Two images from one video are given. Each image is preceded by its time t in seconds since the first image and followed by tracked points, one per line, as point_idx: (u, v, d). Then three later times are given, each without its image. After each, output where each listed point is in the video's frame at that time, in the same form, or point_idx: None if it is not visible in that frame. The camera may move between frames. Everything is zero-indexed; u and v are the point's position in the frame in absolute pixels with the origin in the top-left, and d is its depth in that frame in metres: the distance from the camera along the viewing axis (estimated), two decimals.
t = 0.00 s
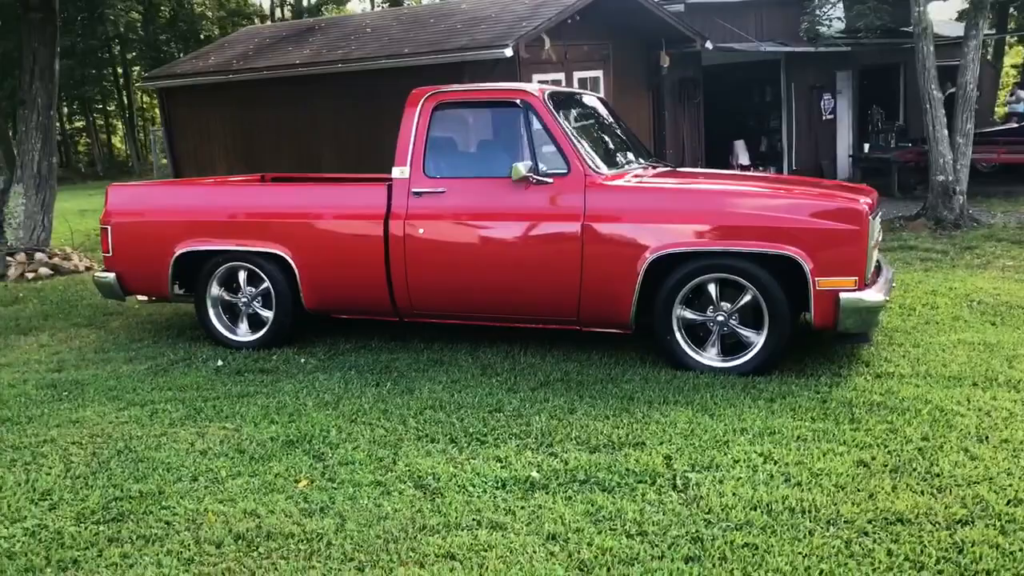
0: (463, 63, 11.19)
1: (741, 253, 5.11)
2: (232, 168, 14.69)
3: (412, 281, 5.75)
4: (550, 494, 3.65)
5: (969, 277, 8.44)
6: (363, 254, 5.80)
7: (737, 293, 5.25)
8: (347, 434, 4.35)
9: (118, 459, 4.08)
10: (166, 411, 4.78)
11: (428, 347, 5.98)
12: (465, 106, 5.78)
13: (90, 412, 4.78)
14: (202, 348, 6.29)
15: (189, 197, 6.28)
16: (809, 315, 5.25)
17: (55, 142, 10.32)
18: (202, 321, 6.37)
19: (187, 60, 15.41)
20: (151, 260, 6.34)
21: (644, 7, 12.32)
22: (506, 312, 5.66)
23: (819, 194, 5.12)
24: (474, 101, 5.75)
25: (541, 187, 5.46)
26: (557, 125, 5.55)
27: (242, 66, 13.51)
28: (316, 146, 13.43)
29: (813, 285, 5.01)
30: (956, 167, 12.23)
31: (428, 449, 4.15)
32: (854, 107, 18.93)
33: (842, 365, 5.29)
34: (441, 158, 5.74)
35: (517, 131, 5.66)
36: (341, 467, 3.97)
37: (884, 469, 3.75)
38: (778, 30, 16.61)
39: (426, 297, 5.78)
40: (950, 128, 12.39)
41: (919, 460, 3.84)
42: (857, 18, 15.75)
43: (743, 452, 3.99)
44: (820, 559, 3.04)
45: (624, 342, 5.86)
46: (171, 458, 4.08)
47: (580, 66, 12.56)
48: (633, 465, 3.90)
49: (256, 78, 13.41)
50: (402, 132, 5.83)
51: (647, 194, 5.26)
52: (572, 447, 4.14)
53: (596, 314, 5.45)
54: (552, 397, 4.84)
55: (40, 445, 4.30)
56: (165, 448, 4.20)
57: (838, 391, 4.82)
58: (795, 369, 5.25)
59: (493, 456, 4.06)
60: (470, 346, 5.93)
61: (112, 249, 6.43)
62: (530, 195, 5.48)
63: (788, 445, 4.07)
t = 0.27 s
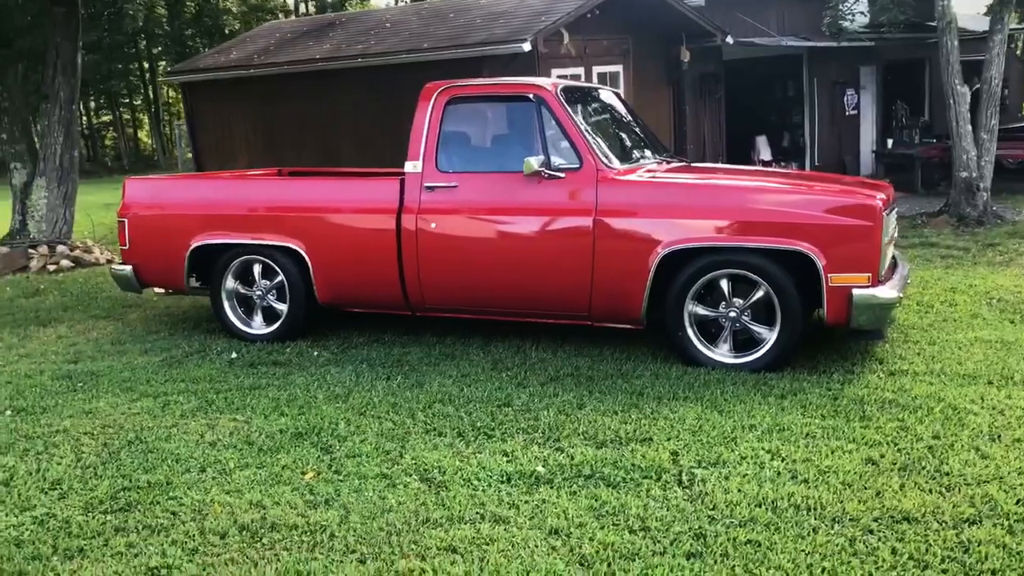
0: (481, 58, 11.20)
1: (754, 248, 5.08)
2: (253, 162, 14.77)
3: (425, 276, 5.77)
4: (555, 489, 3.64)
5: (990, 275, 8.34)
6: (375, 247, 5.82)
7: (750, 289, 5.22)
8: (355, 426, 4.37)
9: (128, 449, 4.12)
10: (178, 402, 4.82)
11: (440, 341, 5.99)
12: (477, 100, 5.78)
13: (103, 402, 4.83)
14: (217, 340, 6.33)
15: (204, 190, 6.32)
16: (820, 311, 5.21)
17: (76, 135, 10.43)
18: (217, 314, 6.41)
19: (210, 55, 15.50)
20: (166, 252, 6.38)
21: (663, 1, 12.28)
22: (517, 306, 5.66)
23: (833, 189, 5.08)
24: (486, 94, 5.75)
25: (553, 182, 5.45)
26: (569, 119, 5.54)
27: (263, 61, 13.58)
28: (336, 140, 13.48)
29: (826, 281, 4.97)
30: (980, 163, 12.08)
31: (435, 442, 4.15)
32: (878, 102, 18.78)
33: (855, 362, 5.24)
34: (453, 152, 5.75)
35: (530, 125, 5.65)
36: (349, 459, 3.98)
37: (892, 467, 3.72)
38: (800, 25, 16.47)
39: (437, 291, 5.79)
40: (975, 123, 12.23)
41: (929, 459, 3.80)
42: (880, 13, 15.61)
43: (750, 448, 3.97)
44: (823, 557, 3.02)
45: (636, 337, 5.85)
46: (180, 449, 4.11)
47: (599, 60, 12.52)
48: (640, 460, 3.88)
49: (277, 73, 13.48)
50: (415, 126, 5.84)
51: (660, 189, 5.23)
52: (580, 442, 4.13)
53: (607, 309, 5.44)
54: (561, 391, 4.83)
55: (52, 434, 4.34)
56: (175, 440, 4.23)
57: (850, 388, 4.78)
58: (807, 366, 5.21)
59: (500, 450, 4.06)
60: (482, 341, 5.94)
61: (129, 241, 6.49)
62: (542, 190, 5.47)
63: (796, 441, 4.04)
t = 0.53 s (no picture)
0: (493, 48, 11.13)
1: (757, 243, 4.99)
2: (265, 150, 14.76)
3: (425, 266, 5.72)
4: (544, 483, 3.58)
5: (1003, 276, 8.22)
6: (376, 237, 5.78)
7: (753, 285, 5.14)
8: (348, 416, 4.32)
9: (118, 434, 4.09)
10: (172, 388, 4.79)
11: (441, 332, 5.94)
12: (481, 89, 5.71)
13: (97, 386, 4.81)
14: (218, 327, 6.31)
15: (207, 176, 6.29)
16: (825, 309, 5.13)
17: (87, 120, 10.45)
18: (217, 300, 6.39)
19: (224, 42, 15.49)
20: (168, 238, 6.37)
21: None
22: (517, 299, 5.60)
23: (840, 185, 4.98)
24: (490, 84, 5.69)
25: (555, 173, 5.38)
26: (573, 110, 5.46)
27: (276, 49, 13.56)
28: (347, 129, 13.44)
29: (830, 278, 4.88)
30: (997, 163, 11.91)
31: (426, 434, 4.10)
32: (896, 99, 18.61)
33: (859, 361, 5.16)
34: (456, 142, 5.69)
35: (534, 115, 5.58)
36: (339, 448, 3.94)
37: (890, 469, 3.65)
38: (818, 20, 16.30)
39: (438, 282, 5.74)
40: (993, 122, 12.06)
41: (928, 460, 3.72)
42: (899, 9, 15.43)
43: (746, 446, 3.90)
44: (812, 558, 2.96)
45: (638, 332, 5.78)
46: (170, 435, 4.08)
47: (613, 53, 12.43)
48: (633, 456, 3.82)
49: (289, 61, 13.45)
50: (418, 115, 5.78)
51: (663, 182, 5.16)
52: (574, 436, 4.08)
53: (608, 303, 5.37)
54: (558, 385, 4.77)
55: (43, 417, 4.32)
56: (165, 425, 4.20)
57: (852, 387, 4.70)
58: (810, 364, 5.13)
59: (492, 443, 4.01)
60: (483, 333, 5.88)
61: (132, 227, 6.48)
62: (544, 181, 5.40)
63: (793, 440, 3.96)
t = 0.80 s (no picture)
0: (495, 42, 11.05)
1: (748, 243, 4.92)
2: (267, 142, 14.71)
3: (412, 263, 5.66)
4: (518, 485, 3.51)
5: (1004, 279, 8.11)
6: (364, 231, 5.72)
7: (742, 285, 5.06)
8: (326, 413, 4.26)
9: (91, 427, 4.04)
10: (152, 381, 4.74)
11: (429, 328, 5.88)
12: (472, 83, 5.64)
13: (77, 379, 4.76)
14: (205, 320, 6.26)
15: (195, 167, 6.23)
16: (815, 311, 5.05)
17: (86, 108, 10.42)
18: (205, 293, 6.34)
19: (228, 33, 15.44)
20: (157, 229, 6.32)
21: None
22: (506, 296, 5.54)
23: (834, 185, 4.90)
24: (481, 77, 5.62)
25: (544, 169, 5.31)
26: (565, 105, 5.39)
27: (279, 41, 13.50)
28: (349, 122, 13.38)
29: (820, 280, 4.80)
30: (1003, 165, 11.79)
31: (404, 433, 4.04)
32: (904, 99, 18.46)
33: (850, 364, 5.08)
34: (446, 136, 5.62)
35: (524, 109, 5.51)
36: (313, 446, 3.88)
37: (872, 476, 3.57)
38: (826, 19, 16.17)
39: (426, 277, 5.68)
40: (1000, 124, 11.93)
41: (912, 468, 3.65)
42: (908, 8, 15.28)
43: (727, 450, 3.83)
44: (785, 568, 2.89)
45: (627, 331, 5.71)
46: (145, 429, 4.03)
47: (617, 48, 12.34)
48: (611, 459, 3.75)
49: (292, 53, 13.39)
50: (408, 108, 5.72)
51: (654, 179, 5.08)
52: (553, 437, 4.01)
53: (596, 301, 5.30)
54: (542, 384, 4.70)
55: (19, 410, 4.27)
56: (140, 419, 4.15)
57: (841, 391, 4.62)
58: (799, 367, 5.06)
59: (469, 443, 3.94)
60: (471, 330, 5.82)
61: (121, 217, 6.43)
62: (533, 176, 5.34)
63: (775, 445, 3.89)
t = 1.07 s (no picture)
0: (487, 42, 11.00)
1: (730, 246, 4.87)
2: (261, 142, 14.68)
3: (395, 265, 5.62)
4: (489, 493, 3.48)
5: (995, 280, 8.06)
6: (347, 233, 5.68)
7: (725, 288, 5.02)
8: (301, 419, 4.23)
9: (63, 434, 4.00)
10: (129, 386, 4.70)
11: (412, 331, 5.84)
12: (454, 85, 5.61)
13: (53, 384, 4.72)
14: (188, 323, 6.23)
15: (177, 169, 6.19)
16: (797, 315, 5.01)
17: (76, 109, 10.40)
18: (189, 295, 6.32)
19: (222, 33, 15.39)
20: (140, 231, 6.28)
21: None
22: (488, 299, 5.49)
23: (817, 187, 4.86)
24: (463, 79, 5.58)
25: (527, 171, 5.28)
26: (548, 107, 5.35)
27: (272, 41, 13.46)
28: (342, 121, 13.35)
29: (802, 284, 4.76)
30: (998, 165, 11.73)
31: (378, 439, 4.00)
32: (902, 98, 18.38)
33: (833, 368, 5.04)
34: (429, 138, 5.58)
35: (507, 111, 5.47)
36: (286, 453, 3.85)
37: (848, 483, 3.53)
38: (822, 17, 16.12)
39: (408, 280, 5.64)
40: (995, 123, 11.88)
41: (888, 475, 3.61)
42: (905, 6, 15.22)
43: (703, 457, 3.79)
44: None
45: (611, 335, 5.67)
46: (117, 436, 3.99)
47: (611, 48, 12.29)
48: (586, 466, 3.71)
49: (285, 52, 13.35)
50: (390, 110, 5.68)
51: (637, 181, 5.04)
52: (529, 444, 3.97)
53: (577, 304, 5.26)
54: (521, 389, 4.67)
55: None
56: (113, 426, 4.11)
57: (822, 396, 4.58)
58: (783, 371, 5.02)
59: (443, 449, 3.91)
60: (454, 333, 5.78)
61: (103, 219, 6.39)
62: (515, 179, 5.30)
63: (752, 451, 3.85)
